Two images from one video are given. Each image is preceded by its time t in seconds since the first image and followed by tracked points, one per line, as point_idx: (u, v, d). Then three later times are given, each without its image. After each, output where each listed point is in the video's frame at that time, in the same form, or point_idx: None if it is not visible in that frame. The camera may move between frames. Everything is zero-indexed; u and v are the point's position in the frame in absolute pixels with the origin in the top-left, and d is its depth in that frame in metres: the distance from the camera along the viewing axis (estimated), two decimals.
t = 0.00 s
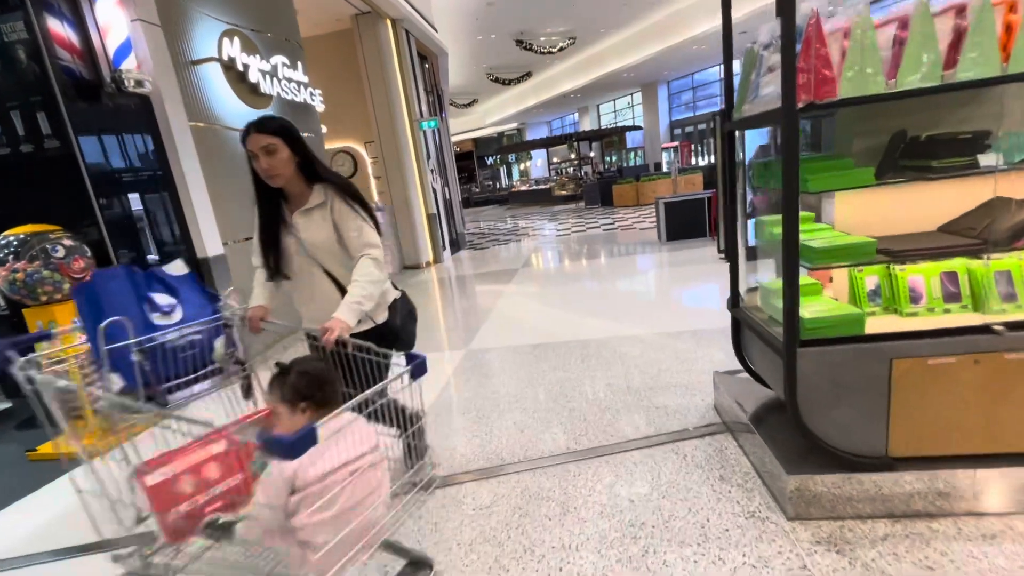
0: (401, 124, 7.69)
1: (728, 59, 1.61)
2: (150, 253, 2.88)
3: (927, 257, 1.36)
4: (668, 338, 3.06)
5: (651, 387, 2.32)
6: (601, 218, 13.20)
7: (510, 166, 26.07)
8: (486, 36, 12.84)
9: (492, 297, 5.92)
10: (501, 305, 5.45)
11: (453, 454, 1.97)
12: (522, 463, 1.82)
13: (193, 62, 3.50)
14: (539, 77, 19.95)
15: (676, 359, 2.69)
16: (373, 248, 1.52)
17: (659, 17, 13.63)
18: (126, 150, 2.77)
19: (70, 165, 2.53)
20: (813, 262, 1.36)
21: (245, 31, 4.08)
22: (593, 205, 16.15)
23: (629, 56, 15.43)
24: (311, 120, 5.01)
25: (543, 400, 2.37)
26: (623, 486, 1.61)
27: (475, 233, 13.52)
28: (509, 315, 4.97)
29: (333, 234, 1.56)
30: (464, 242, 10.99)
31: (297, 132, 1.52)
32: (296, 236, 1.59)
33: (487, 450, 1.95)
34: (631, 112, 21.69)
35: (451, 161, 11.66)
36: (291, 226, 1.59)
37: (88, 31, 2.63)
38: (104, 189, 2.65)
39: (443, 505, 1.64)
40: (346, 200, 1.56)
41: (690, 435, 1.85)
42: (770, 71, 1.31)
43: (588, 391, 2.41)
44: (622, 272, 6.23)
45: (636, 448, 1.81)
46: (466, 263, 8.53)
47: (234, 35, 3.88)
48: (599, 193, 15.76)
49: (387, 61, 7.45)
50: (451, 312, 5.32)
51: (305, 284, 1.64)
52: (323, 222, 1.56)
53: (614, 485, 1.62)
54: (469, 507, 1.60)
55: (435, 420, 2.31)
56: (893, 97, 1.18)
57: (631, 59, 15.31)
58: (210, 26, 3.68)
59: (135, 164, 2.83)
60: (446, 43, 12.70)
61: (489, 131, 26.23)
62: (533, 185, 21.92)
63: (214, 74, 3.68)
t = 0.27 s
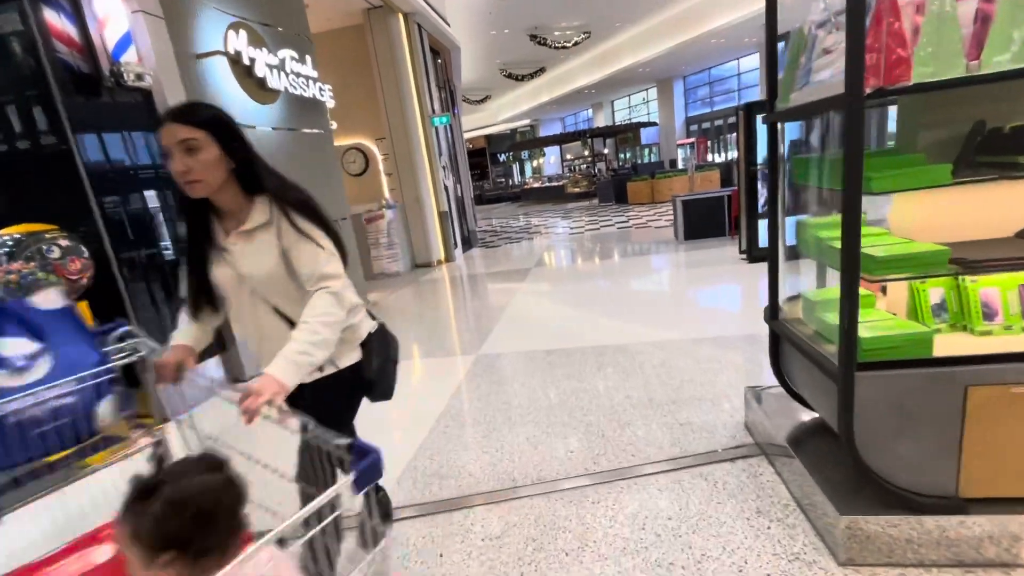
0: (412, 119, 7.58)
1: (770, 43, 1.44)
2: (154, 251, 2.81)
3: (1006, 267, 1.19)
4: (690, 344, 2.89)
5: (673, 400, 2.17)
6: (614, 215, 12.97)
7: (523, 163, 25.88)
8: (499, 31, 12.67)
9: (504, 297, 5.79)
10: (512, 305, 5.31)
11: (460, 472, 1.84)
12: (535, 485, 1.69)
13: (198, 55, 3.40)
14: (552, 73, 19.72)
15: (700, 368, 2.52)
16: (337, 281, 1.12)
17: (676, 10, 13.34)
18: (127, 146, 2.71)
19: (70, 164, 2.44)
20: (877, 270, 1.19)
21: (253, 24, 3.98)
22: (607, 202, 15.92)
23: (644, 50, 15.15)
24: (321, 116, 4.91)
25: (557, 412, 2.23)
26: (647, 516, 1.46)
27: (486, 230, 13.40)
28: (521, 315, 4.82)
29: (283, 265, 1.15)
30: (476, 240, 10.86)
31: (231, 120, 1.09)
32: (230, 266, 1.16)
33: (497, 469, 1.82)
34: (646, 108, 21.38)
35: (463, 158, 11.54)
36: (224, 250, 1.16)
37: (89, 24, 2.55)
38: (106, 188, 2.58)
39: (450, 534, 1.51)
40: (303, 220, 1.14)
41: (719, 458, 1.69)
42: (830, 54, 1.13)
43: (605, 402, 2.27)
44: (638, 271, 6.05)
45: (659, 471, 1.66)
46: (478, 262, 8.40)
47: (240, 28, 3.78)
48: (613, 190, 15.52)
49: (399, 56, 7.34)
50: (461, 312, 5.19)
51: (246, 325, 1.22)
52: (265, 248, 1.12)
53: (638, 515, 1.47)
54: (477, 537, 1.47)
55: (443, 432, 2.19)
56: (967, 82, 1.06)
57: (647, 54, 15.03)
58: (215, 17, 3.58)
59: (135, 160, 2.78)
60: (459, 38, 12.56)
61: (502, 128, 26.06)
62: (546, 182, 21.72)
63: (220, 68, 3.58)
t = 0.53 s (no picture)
0: (425, 117, 7.48)
1: (814, 21, 1.28)
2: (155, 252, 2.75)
3: None
4: (712, 351, 2.73)
5: (696, 414, 2.02)
6: (630, 213, 12.77)
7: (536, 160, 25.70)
8: (513, 26, 12.53)
9: (516, 296, 5.65)
10: (525, 305, 5.17)
11: (466, 491, 1.73)
12: (547, 508, 1.56)
13: (201, 50, 3.35)
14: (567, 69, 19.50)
15: (724, 377, 2.36)
16: (248, 326, 0.73)
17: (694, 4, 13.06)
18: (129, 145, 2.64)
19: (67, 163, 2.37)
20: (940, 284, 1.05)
21: (260, 19, 3.90)
22: (621, 200, 15.68)
23: (661, 45, 14.87)
24: (331, 112, 4.82)
25: (570, 423, 2.10)
26: (669, 550, 1.33)
27: (499, 228, 13.27)
28: (534, 315, 4.68)
29: (159, 291, 0.74)
30: (489, 238, 10.75)
31: (91, 68, 0.72)
32: (80, 290, 0.76)
33: (508, 488, 1.70)
34: (662, 104, 21.07)
35: (476, 155, 11.42)
36: (69, 266, 0.76)
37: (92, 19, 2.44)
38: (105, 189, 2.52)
39: (454, 563, 1.39)
40: (189, 220, 0.74)
41: (748, 482, 1.55)
42: (894, 29, 1.01)
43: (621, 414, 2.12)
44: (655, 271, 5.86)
45: (680, 496, 1.52)
46: (490, 260, 8.29)
47: (247, 22, 3.70)
48: (628, 188, 15.29)
49: (411, 51, 7.24)
50: (472, 312, 5.07)
51: (114, 376, 0.83)
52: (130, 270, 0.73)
53: (658, 548, 1.34)
54: (482, 568, 1.35)
55: (450, 444, 2.07)
56: None
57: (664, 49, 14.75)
58: (220, 12, 3.50)
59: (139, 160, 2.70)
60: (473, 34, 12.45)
61: (516, 125, 25.90)
62: (560, 180, 21.53)
63: (224, 62, 3.53)
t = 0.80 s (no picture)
0: (441, 115, 7.37)
1: None
2: (158, 256, 2.71)
3: None
4: (742, 360, 2.54)
5: (725, 434, 1.84)
6: (650, 213, 12.50)
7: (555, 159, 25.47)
8: (532, 24, 12.39)
9: (533, 298, 5.49)
10: (541, 306, 5.01)
11: (473, 517, 1.59)
12: (560, 541, 1.41)
13: (211, 47, 3.29)
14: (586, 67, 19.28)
15: (756, 391, 2.17)
16: None
17: None
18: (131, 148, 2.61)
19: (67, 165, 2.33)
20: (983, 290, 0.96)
21: (272, 16, 3.84)
22: (642, 199, 15.36)
23: (683, 41, 14.55)
24: (343, 111, 4.74)
25: (587, 440, 1.94)
26: None
27: (517, 228, 13.11)
28: (550, 317, 4.50)
29: None
30: (506, 238, 10.61)
31: None
32: None
33: (517, 514, 1.56)
34: (684, 102, 20.67)
35: (493, 155, 11.31)
36: None
37: (89, 15, 2.41)
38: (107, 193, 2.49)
39: None
40: None
41: (787, 518, 1.37)
42: None
43: (643, 431, 1.96)
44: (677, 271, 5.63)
45: (709, 533, 1.35)
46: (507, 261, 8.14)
47: (257, 18, 3.63)
48: (648, 187, 14.98)
49: (427, 49, 7.15)
50: (486, 312, 4.93)
51: None
52: None
53: None
54: None
55: (458, 461, 1.93)
56: None
57: (686, 44, 14.43)
58: (231, 9, 3.44)
59: (142, 163, 2.67)
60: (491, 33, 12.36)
61: (534, 124, 25.75)
62: (578, 178, 21.29)
63: (235, 59, 3.47)
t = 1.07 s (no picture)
0: (455, 113, 7.25)
1: None
2: (161, 260, 2.58)
3: None
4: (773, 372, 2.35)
5: (759, 461, 1.67)
6: (669, 212, 12.22)
7: (571, 157, 25.20)
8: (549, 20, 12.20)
9: (548, 299, 5.34)
10: (557, 308, 4.86)
11: (481, 553, 1.45)
12: None
13: (219, 45, 3.21)
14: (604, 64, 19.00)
15: (790, 409, 1.99)
16: None
17: None
18: (132, 148, 2.49)
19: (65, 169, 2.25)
20: None
21: (281, 13, 3.75)
22: (660, 197, 15.02)
23: (704, 35, 14.21)
24: (355, 110, 4.64)
25: (606, 465, 1.78)
26: None
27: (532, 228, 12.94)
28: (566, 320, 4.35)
29: None
30: (521, 238, 10.46)
31: None
32: None
33: (530, 552, 1.41)
34: (704, 97, 20.24)
35: (509, 153, 11.17)
36: None
37: (88, 14, 2.32)
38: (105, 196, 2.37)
39: None
40: None
41: (837, 568, 1.20)
42: None
43: (668, 455, 1.80)
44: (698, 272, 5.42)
45: None
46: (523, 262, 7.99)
47: (265, 15, 3.54)
48: (668, 185, 14.67)
49: (441, 46, 7.03)
50: (501, 315, 4.81)
51: None
52: None
53: None
54: None
55: (467, 485, 1.80)
56: None
57: (707, 39, 14.08)
58: (238, 5, 3.36)
59: (144, 163, 2.54)
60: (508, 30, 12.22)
61: (551, 122, 25.53)
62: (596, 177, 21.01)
63: (242, 57, 3.38)
